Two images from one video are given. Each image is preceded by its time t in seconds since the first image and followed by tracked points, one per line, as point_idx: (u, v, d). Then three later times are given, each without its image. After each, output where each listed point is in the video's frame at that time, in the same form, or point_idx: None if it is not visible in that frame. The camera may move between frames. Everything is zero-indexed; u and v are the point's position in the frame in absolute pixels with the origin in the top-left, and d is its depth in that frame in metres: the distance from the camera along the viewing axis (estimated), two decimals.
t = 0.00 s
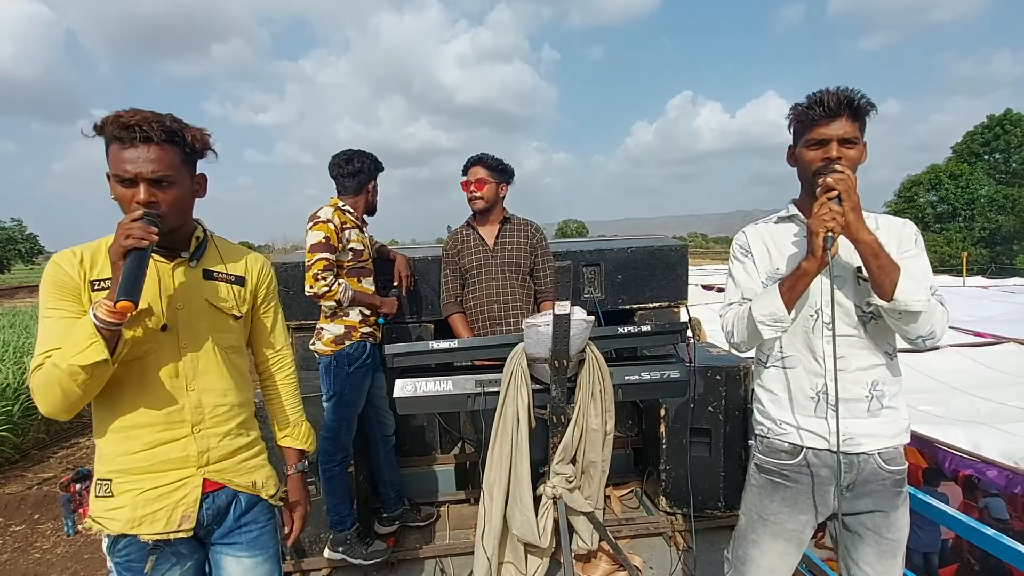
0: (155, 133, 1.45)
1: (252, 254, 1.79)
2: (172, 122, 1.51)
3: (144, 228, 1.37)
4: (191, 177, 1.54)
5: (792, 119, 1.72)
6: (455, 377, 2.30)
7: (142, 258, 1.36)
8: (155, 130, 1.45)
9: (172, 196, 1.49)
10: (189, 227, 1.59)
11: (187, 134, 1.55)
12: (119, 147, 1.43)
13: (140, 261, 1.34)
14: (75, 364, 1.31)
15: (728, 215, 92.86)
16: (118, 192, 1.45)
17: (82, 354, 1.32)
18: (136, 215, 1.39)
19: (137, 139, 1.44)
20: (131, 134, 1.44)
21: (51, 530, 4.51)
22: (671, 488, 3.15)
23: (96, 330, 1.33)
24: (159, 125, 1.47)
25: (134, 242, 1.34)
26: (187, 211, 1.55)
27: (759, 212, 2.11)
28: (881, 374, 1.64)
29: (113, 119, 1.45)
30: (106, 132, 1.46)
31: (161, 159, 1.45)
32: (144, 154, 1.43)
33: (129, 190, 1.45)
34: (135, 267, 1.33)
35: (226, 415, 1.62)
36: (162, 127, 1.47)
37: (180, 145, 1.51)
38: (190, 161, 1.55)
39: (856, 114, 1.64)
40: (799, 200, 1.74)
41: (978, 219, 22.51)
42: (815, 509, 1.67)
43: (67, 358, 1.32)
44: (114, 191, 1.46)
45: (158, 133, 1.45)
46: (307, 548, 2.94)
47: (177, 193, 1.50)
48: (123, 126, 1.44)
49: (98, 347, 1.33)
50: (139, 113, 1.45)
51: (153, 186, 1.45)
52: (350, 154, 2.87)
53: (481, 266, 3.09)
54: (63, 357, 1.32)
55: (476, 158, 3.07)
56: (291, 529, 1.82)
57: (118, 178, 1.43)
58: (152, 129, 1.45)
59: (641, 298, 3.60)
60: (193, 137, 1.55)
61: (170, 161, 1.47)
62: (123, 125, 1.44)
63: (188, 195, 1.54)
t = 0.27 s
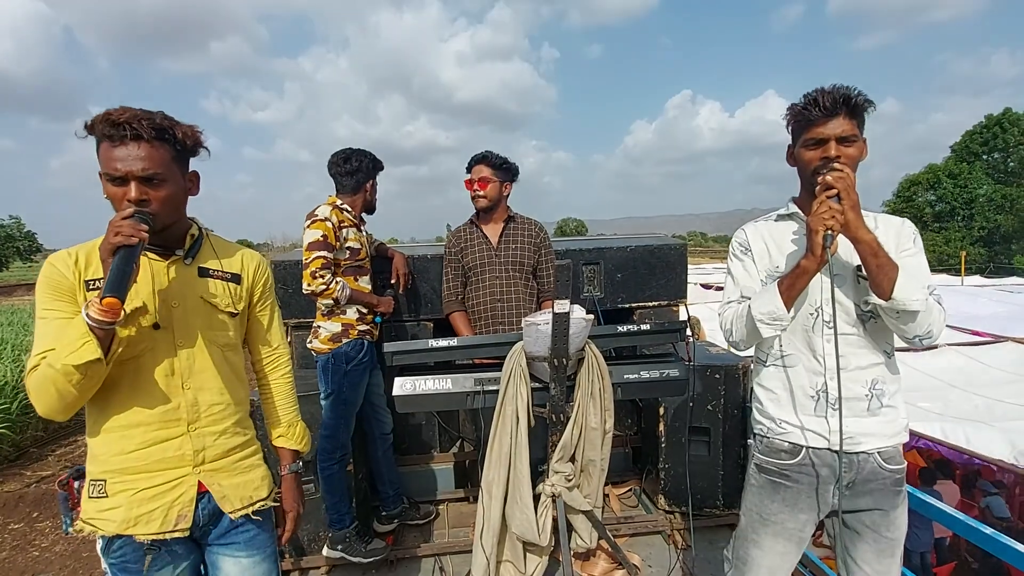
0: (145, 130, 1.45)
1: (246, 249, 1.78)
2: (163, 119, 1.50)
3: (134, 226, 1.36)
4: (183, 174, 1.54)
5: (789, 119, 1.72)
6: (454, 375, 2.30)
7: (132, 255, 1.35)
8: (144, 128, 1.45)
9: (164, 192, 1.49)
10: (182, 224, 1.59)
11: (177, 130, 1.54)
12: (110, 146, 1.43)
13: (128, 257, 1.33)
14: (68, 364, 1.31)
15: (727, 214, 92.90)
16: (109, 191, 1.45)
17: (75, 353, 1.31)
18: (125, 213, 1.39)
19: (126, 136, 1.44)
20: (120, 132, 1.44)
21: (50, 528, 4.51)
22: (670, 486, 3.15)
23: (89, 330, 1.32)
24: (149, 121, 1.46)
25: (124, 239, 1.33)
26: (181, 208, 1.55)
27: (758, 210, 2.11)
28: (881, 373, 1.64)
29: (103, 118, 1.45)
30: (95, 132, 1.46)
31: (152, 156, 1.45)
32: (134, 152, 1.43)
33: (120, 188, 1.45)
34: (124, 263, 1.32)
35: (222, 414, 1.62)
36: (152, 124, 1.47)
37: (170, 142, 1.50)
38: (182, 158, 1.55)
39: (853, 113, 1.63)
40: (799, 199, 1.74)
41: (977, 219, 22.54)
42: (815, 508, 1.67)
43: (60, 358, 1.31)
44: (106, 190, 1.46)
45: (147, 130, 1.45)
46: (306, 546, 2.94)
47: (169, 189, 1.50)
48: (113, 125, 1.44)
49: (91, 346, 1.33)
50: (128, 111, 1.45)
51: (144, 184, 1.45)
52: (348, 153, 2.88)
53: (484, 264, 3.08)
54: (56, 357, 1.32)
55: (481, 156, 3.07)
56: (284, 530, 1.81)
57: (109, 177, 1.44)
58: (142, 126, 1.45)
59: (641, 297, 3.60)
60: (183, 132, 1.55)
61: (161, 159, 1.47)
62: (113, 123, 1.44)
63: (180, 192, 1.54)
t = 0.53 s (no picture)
0: (135, 124, 1.44)
1: (239, 245, 1.78)
2: (154, 113, 1.50)
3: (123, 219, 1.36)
4: (175, 169, 1.53)
5: (794, 114, 1.72)
6: (451, 373, 2.30)
7: (121, 247, 1.34)
8: (135, 122, 1.45)
9: (155, 186, 1.48)
10: (175, 220, 1.59)
11: (169, 124, 1.54)
12: (100, 139, 1.42)
13: (117, 251, 1.32)
14: (59, 359, 1.30)
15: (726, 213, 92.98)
16: (100, 185, 1.44)
17: (66, 348, 1.30)
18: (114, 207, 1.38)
19: (117, 130, 1.43)
20: (111, 125, 1.43)
21: (47, 526, 4.50)
22: (668, 485, 3.15)
23: (79, 325, 1.32)
24: (140, 115, 1.46)
25: (112, 232, 1.33)
26: (173, 203, 1.54)
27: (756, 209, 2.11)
28: (877, 371, 1.65)
29: (94, 111, 1.45)
30: (86, 126, 1.45)
31: (142, 150, 1.44)
32: (124, 145, 1.42)
33: (111, 182, 1.44)
34: (113, 256, 1.31)
35: (216, 411, 1.61)
36: (143, 118, 1.47)
37: (161, 136, 1.50)
38: (174, 152, 1.54)
39: (858, 110, 1.63)
40: (800, 194, 1.74)
41: (975, 218, 22.58)
42: (809, 505, 1.67)
43: (52, 353, 1.31)
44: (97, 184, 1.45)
45: (138, 123, 1.45)
46: (303, 544, 2.93)
47: (160, 184, 1.49)
48: (103, 117, 1.43)
49: (81, 340, 1.32)
50: (119, 105, 1.44)
51: (135, 177, 1.44)
52: (345, 151, 2.85)
53: (488, 263, 3.08)
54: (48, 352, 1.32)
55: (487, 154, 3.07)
56: (281, 527, 1.80)
57: (99, 170, 1.43)
58: (132, 120, 1.45)
59: (639, 296, 3.60)
60: (174, 126, 1.55)
61: (152, 152, 1.46)
62: (104, 117, 1.43)
63: (172, 186, 1.53)
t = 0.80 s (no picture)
0: (133, 120, 1.44)
1: (234, 244, 1.77)
2: (153, 110, 1.50)
3: (119, 214, 1.35)
4: (171, 166, 1.53)
5: (787, 116, 1.71)
6: (450, 372, 2.30)
7: (116, 242, 1.33)
8: (133, 118, 1.45)
9: (151, 183, 1.48)
10: (171, 218, 1.58)
11: (166, 121, 1.54)
12: (97, 135, 1.42)
13: (110, 245, 1.31)
14: (53, 357, 1.30)
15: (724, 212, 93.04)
16: (95, 180, 1.44)
17: (59, 345, 1.30)
18: (111, 203, 1.38)
19: (115, 125, 1.43)
20: (108, 120, 1.43)
21: (45, 524, 4.49)
22: (666, 484, 3.16)
23: (72, 321, 1.31)
24: (138, 111, 1.46)
25: (106, 227, 1.32)
26: (169, 200, 1.54)
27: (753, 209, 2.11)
28: (877, 372, 1.65)
29: (91, 106, 1.45)
30: (83, 123, 1.45)
31: (140, 147, 1.44)
32: (121, 141, 1.42)
33: (107, 177, 1.43)
34: (106, 250, 1.30)
35: (212, 410, 1.61)
36: (140, 114, 1.46)
37: (159, 133, 1.50)
38: (170, 149, 1.54)
39: (852, 111, 1.63)
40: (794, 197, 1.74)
41: (972, 218, 22.64)
42: (810, 508, 1.68)
43: (46, 350, 1.30)
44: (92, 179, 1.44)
45: (136, 119, 1.44)
46: (301, 542, 2.93)
47: (157, 180, 1.49)
48: (101, 113, 1.43)
49: (74, 337, 1.31)
50: (117, 99, 1.44)
51: (131, 173, 1.44)
52: (343, 149, 2.84)
53: (495, 257, 3.08)
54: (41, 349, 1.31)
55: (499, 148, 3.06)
56: (279, 525, 1.81)
57: (96, 166, 1.43)
58: (130, 115, 1.44)
59: (637, 295, 3.61)
60: (172, 124, 1.54)
61: (148, 149, 1.46)
62: (101, 112, 1.43)
63: (169, 184, 1.53)
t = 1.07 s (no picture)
0: (136, 120, 1.44)
1: (234, 245, 1.77)
2: (155, 111, 1.50)
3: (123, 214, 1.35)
4: (173, 166, 1.53)
5: (781, 118, 1.71)
6: (448, 372, 2.30)
7: (120, 241, 1.33)
8: (135, 117, 1.44)
9: (153, 183, 1.47)
10: (170, 219, 1.58)
11: (167, 122, 1.53)
12: (98, 134, 1.42)
13: (115, 243, 1.31)
14: (53, 357, 1.30)
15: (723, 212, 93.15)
16: (96, 180, 1.43)
17: (60, 345, 1.30)
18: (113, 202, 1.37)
19: (117, 125, 1.42)
20: (110, 120, 1.42)
21: (43, 524, 4.49)
22: (664, 483, 3.17)
23: (75, 320, 1.31)
24: (140, 111, 1.46)
25: (110, 225, 1.32)
26: (169, 200, 1.53)
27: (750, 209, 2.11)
28: (876, 373, 1.65)
29: (93, 106, 1.44)
30: (84, 122, 1.44)
31: (142, 146, 1.43)
32: (123, 141, 1.41)
33: (108, 177, 1.43)
34: (110, 250, 1.30)
35: (211, 411, 1.61)
36: (142, 115, 1.46)
37: (160, 134, 1.49)
38: (171, 149, 1.54)
39: (846, 113, 1.64)
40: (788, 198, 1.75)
41: (970, 217, 22.69)
42: (809, 509, 1.68)
43: (46, 349, 1.30)
44: (92, 179, 1.43)
45: (138, 120, 1.44)
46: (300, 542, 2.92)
47: (159, 180, 1.48)
48: (103, 113, 1.43)
49: (79, 336, 1.31)
50: (119, 99, 1.44)
51: (133, 173, 1.44)
52: (339, 149, 2.84)
53: (500, 256, 3.08)
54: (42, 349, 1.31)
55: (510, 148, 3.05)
56: (276, 526, 1.80)
57: (97, 165, 1.42)
58: (132, 115, 1.44)
59: (635, 294, 3.61)
60: (173, 124, 1.54)
61: (150, 149, 1.46)
62: (103, 112, 1.43)
63: (169, 184, 1.52)
